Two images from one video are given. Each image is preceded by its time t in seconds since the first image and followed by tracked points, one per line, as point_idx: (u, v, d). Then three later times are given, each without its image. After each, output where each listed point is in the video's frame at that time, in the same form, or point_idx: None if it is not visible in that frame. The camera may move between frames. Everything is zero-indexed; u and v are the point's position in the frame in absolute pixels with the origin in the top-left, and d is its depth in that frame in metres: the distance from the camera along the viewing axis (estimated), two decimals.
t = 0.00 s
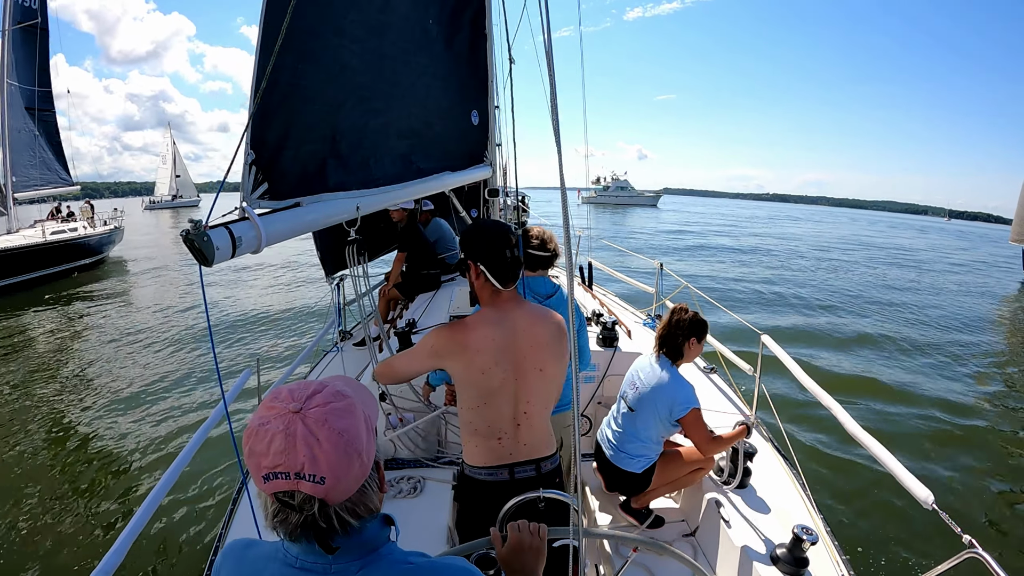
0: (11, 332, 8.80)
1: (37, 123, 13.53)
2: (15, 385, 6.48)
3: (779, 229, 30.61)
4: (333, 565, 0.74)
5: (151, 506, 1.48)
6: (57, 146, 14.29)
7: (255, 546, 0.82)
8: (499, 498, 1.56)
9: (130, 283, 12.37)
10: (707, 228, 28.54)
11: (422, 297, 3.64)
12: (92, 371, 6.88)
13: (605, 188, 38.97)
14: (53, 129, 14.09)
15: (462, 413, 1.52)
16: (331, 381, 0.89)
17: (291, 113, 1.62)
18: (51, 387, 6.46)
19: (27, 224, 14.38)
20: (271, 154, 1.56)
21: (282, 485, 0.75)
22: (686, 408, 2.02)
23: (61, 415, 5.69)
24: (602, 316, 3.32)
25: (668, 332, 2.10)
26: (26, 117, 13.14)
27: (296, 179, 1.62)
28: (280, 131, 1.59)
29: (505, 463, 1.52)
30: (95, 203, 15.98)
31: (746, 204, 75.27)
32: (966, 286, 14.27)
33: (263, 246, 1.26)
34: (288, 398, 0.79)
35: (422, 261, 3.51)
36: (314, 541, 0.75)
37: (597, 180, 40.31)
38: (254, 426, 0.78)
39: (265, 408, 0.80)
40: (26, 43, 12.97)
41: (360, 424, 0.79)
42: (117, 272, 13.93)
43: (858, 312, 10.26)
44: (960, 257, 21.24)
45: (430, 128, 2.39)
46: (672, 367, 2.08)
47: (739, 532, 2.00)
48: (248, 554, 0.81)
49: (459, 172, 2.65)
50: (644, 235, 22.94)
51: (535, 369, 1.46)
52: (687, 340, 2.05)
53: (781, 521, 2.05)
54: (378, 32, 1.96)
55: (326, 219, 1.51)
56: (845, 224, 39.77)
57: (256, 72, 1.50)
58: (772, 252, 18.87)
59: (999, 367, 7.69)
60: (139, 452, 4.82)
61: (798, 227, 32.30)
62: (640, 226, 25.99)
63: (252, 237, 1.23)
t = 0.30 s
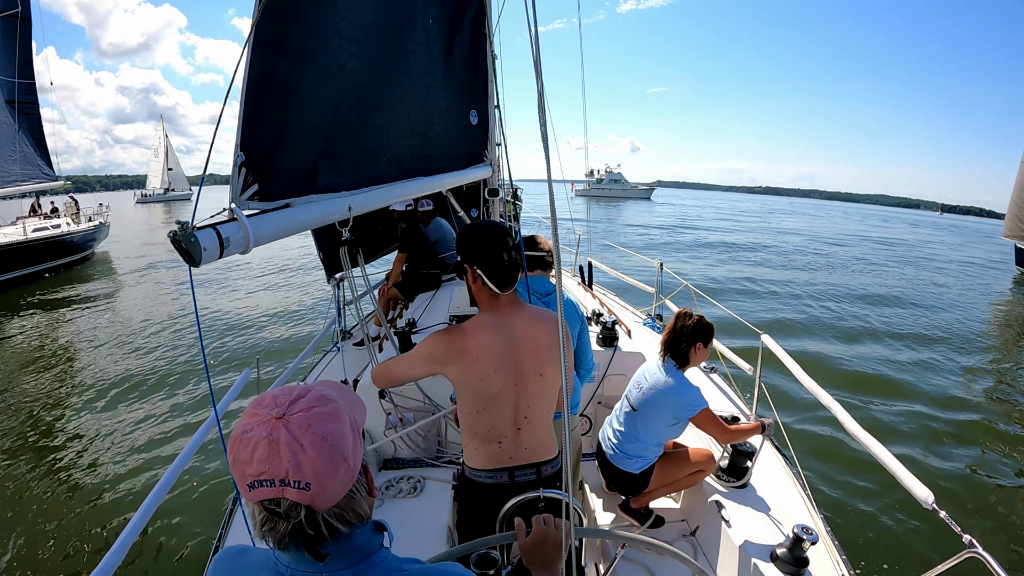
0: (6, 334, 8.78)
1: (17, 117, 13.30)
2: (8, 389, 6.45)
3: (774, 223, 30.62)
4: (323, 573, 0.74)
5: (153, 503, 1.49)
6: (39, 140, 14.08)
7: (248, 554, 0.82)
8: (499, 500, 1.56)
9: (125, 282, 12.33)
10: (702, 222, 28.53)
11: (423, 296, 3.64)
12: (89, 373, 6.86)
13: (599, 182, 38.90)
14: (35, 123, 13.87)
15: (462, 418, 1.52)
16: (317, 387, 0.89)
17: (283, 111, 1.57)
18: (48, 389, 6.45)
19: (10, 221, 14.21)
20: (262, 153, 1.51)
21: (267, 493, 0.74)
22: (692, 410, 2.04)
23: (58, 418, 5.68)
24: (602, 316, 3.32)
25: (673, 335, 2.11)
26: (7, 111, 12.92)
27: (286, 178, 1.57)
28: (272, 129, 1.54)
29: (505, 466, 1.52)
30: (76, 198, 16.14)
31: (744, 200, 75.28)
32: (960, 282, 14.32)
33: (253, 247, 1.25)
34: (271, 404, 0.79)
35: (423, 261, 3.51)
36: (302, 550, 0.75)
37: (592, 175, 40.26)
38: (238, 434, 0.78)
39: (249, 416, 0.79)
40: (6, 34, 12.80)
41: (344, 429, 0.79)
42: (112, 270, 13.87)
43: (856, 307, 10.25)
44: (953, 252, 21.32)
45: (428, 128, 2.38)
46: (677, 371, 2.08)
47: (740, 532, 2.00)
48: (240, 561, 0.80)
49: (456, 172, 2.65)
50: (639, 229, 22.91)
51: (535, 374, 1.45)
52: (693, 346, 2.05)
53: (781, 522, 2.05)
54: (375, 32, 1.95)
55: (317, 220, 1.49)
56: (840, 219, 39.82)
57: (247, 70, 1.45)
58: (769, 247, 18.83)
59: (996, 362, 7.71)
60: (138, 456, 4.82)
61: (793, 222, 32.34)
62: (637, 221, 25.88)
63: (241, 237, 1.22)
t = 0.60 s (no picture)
0: None
1: None
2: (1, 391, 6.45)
3: (770, 219, 30.61)
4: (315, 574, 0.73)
5: (154, 501, 1.49)
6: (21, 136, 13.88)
7: (242, 555, 0.81)
8: (498, 500, 1.56)
9: (122, 280, 12.30)
10: (698, 217, 28.52)
11: (423, 296, 3.64)
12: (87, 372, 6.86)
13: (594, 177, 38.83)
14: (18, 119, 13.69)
15: (460, 420, 1.52)
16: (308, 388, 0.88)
17: (270, 108, 1.56)
18: (46, 390, 6.45)
19: None
20: (248, 151, 1.50)
21: (256, 494, 0.74)
22: (694, 414, 2.04)
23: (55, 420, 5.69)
24: (602, 315, 3.32)
25: (683, 339, 2.12)
26: None
27: (272, 176, 1.55)
28: (258, 127, 1.52)
29: (505, 466, 1.52)
30: (60, 195, 15.97)
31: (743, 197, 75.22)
32: (955, 277, 14.36)
33: (236, 246, 1.26)
34: (258, 405, 0.79)
35: (422, 260, 3.51)
36: (293, 550, 0.74)
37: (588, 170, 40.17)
38: (225, 436, 0.77)
39: (236, 417, 0.79)
40: None
41: (332, 427, 0.78)
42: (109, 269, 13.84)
43: (854, 304, 10.24)
44: (948, 248, 21.38)
45: (424, 128, 2.38)
46: (685, 370, 2.09)
47: (739, 532, 2.00)
48: (234, 563, 0.80)
49: (453, 172, 2.64)
50: (634, 224, 22.88)
51: (532, 374, 1.45)
52: (701, 347, 2.08)
53: (781, 521, 2.06)
54: (370, 31, 1.94)
55: (304, 220, 1.47)
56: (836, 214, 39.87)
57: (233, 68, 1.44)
58: (767, 243, 18.81)
59: (994, 358, 7.71)
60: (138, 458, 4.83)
61: (789, 218, 32.35)
62: (634, 218, 25.81)
63: (224, 237, 1.22)
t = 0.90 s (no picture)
0: None
1: None
2: None
3: (766, 220, 30.66)
4: (322, 569, 0.74)
5: (152, 507, 1.50)
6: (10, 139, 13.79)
7: (247, 549, 0.81)
8: (498, 499, 1.56)
9: (121, 283, 12.29)
10: (695, 219, 28.53)
11: (424, 297, 3.64)
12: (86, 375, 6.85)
13: (591, 179, 38.91)
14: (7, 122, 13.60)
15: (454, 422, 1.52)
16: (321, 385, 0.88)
17: (260, 112, 1.55)
18: (45, 392, 6.44)
19: None
20: (233, 154, 1.50)
21: (267, 486, 0.74)
22: (701, 407, 2.05)
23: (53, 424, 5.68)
24: (603, 316, 3.33)
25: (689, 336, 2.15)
26: None
27: (259, 177, 1.55)
28: (244, 130, 1.52)
29: (501, 466, 1.52)
30: (49, 200, 15.90)
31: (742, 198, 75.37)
32: (951, 278, 14.40)
33: (220, 248, 1.25)
34: (270, 400, 0.79)
35: (424, 261, 3.52)
36: (302, 543, 0.75)
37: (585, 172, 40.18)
38: (237, 429, 0.77)
39: (248, 411, 0.79)
40: None
41: (342, 423, 0.79)
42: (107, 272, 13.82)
43: (853, 305, 10.24)
44: (944, 249, 21.44)
45: (420, 128, 2.38)
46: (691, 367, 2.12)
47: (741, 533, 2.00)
48: (239, 557, 0.80)
49: (451, 173, 2.64)
50: (631, 226, 22.90)
51: (522, 372, 1.45)
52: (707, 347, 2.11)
53: (783, 521, 2.06)
54: (365, 32, 1.94)
55: (289, 221, 1.47)
56: (833, 216, 39.94)
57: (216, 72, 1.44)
58: (766, 244, 18.84)
59: (993, 357, 7.73)
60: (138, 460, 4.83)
61: (785, 219, 32.39)
62: (632, 219, 25.81)
63: (207, 238, 1.22)
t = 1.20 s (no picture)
0: None
1: None
2: None
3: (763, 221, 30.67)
4: (327, 561, 0.73)
5: (159, 496, 1.50)
6: None
7: (252, 543, 0.81)
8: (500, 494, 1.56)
9: (116, 284, 12.22)
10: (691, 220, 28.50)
11: (425, 293, 3.64)
12: (83, 375, 6.82)
13: (588, 180, 38.88)
14: None
15: (455, 420, 1.51)
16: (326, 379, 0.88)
17: (248, 108, 1.51)
18: (42, 393, 6.41)
19: None
20: (217, 150, 1.45)
21: (274, 479, 0.74)
22: (701, 401, 2.05)
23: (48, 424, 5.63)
24: (605, 312, 3.32)
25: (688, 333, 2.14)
26: None
27: (245, 174, 1.51)
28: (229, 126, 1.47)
29: (507, 459, 1.53)
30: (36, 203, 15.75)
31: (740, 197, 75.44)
32: (946, 279, 14.45)
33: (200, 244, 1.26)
34: (278, 394, 0.79)
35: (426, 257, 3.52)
36: (307, 536, 0.75)
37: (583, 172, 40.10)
38: (245, 422, 0.78)
39: (256, 405, 0.79)
40: None
41: (350, 416, 0.79)
42: (102, 272, 13.76)
43: (851, 305, 10.26)
44: (939, 250, 21.47)
45: (416, 126, 2.36)
46: (691, 361, 2.12)
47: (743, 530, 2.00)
48: (245, 551, 0.80)
49: (449, 170, 2.62)
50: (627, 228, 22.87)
51: (518, 361, 1.46)
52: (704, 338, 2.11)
53: (784, 518, 2.06)
54: (357, 27, 1.91)
55: (270, 219, 1.45)
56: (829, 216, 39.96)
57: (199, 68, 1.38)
58: (762, 245, 18.88)
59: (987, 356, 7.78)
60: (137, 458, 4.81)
61: (781, 220, 32.41)
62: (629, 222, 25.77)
63: (187, 235, 1.22)
